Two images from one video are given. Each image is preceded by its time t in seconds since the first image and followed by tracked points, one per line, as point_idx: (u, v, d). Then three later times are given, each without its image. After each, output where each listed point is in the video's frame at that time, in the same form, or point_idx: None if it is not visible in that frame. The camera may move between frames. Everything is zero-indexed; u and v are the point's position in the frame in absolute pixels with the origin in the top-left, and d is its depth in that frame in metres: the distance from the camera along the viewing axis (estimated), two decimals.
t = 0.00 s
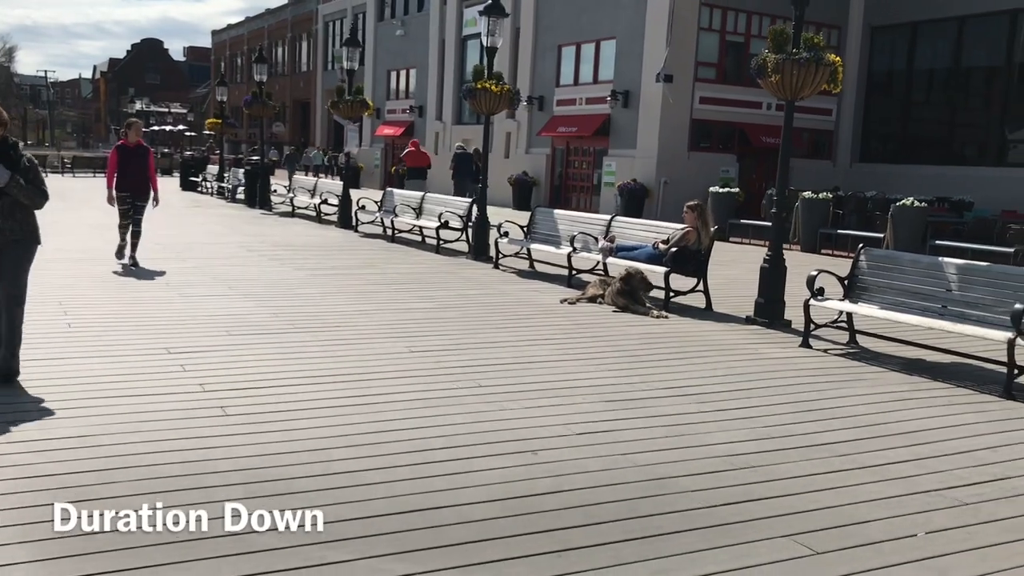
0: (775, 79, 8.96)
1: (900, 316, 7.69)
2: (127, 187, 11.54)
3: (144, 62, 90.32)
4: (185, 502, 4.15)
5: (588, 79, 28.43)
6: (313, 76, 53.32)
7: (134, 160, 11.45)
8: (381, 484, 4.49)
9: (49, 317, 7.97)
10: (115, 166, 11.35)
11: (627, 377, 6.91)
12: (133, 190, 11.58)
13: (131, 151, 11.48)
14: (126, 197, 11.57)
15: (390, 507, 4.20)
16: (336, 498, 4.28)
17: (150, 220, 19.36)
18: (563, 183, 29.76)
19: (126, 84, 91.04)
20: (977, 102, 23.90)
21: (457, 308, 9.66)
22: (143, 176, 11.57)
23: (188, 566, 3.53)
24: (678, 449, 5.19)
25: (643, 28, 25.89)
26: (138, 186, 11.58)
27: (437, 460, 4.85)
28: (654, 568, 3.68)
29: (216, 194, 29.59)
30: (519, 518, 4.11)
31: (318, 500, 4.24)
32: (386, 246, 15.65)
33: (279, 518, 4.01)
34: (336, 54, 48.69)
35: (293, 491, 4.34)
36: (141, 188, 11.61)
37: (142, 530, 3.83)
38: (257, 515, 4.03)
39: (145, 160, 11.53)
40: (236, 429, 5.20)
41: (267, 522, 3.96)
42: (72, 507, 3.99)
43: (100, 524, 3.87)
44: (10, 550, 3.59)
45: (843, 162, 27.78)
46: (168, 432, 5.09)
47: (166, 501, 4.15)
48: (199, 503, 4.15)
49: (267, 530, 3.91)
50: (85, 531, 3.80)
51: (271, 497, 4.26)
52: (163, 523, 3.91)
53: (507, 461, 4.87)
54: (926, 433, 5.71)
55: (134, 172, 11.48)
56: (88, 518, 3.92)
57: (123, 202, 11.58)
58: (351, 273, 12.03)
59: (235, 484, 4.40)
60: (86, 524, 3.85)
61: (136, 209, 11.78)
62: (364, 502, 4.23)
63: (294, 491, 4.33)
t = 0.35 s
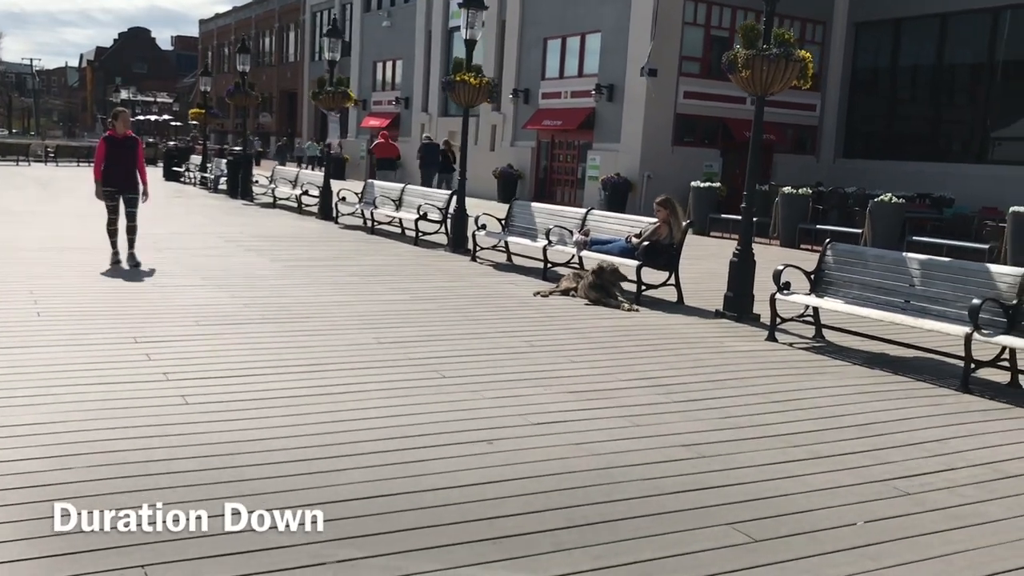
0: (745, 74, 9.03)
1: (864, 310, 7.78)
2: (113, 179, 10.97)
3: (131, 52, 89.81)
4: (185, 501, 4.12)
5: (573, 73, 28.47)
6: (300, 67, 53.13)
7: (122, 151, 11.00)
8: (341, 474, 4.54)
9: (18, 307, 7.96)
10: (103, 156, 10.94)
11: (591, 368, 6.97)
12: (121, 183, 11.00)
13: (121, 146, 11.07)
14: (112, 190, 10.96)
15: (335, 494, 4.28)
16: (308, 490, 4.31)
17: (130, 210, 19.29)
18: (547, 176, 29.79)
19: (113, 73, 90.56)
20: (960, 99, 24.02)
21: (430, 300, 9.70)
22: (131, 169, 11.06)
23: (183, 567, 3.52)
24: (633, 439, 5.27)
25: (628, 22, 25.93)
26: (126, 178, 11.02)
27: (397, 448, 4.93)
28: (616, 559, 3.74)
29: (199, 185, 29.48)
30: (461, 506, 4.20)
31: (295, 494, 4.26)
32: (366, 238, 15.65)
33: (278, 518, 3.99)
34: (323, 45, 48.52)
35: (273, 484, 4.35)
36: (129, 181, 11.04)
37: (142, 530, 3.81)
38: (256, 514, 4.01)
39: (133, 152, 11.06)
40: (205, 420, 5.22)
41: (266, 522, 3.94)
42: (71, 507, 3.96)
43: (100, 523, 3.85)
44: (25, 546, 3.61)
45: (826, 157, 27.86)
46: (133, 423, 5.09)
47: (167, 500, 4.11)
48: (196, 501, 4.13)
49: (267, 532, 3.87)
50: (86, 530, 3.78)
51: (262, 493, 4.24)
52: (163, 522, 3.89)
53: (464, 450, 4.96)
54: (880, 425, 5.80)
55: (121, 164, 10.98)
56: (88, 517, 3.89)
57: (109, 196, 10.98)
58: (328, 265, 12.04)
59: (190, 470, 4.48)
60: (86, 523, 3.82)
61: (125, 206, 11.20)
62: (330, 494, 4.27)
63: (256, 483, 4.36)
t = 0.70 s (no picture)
0: (748, 81, 8.99)
1: (865, 319, 7.70)
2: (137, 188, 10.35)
3: (155, 59, 90.60)
4: (186, 501, 4.13)
5: (588, 80, 28.44)
6: (320, 74, 53.37)
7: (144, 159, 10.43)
8: (320, 477, 4.52)
9: (19, 309, 8.02)
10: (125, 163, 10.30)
11: (585, 374, 6.94)
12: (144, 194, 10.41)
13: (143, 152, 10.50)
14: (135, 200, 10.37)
15: (312, 496, 4.27)
16: (289, 492, 4.30)
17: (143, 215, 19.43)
18: (561, 184, 29.75)
19: (136, 79, 91.39)
20: (979, 106, 23.78)
21: (431, 305, 9.69)
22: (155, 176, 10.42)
23: (169, 568, 3.52)
24: (620, 445, 5.23)
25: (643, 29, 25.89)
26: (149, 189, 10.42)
27: (380, 452, 4.92)
28: (594, 565, 3.70)
29: (215, 190, 29.67)
30: (437, 511, 4.17)
31: (278, 497, 4.24)
32: (375, 243, 15.68)
33: (279, 518, 4.01)
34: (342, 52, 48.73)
35: (256, 487, 4.34)
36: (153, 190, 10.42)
37: (142, 529, 3.82)
38: (257, 514, 4.03)
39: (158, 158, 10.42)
40: (193, 422, 5.22)
41: (267, 521, 3.96)
42: (71, 507, 3.97)
43: (100, 522, 3.86)
44: (34, 541, 3.67)
45: (843, 166, 27.59)
46: (115, 426, 5.08)
47: (167, 500, 4.13)
48: (198, 502, 4.14)
49: (267, 533, 3.88)
50: (85, 529, 3.80)
51: (259, 495, 4.25)
52: (163, 520, 3.92)
53: (446, 455, 4.92)
54: (871, 434, 5.74)
55: (144, 171, 10.35)
56: (88, 515, 3.91)
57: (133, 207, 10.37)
58: (333, 269, 12.07)
59: (169, 472, 4.47)
60: (86, 523, 3.84)
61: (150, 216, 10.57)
62: (310, 497, 4.26)
63: (231, 487, 4.33)
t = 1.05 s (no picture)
0: (725, 79, 9.08)
1: (843, 312, 7.77)
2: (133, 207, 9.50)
3: (151, 70, 90.73)
4: (183, 502, 4.25)
5: (579, 82, 28.51)
6: (315, 82, 53.44)
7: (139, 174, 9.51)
8: (297, 477, 4.62)
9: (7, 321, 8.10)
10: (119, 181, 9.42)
11: (565, 373, 7.02)
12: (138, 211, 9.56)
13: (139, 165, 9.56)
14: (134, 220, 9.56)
15: (291, 497, 4.35)
16: (269, 491, 4.41)
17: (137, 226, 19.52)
18: (556, 186, 29.81)
19: (133, 91, 91.50)
20: (970, 101, 23.79)
21: (418, 309, 9.78)
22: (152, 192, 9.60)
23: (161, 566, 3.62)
24: (593, 442, 5.33)
25: (633, 30, 25.98)
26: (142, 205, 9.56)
27: (356, 452, 5.02)
28: (552, 558, 3.77)
29: (210, 199, 29.76)
30: (409, 508, 4.26)
31: (257, 496, 4.36)
32: (366, 248, 15.75)
33: (279, 519, 4.09)
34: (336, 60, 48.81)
35: (240, 492, 4.40)
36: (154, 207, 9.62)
37: (142, 530, 3.93)
38: (256, 516, 4.12)
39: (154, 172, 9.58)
40: (178, 427, 5.32)
41: (266, 523, 4.04)
42: (71, 508, 4.10)
43: (101, 523, 3.98)
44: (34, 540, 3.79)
45: (836, 162, 27.56)
46: (98, 432, 5.16)
47: (166, 500, 4.25)
48: (198, 502, 4.26)
49: (269, 534, 3.97)
50: (84, 529, 3.91)
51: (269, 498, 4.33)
52: (165, 523, 4.01)
53: (421, 454, 5.02)
54: (843, 426, 5.83)
55: (139, 188, 9.48)
56: (87, 516, 4.03)
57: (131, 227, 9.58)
58: (322, 275, 12.15)
59: (150, 475, 4.56)
60: (86, 523, 3.96)
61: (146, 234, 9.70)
62: (283, 497, 4.35)
63: (206, 488, 4.42)
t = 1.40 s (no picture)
0: (699, 59, 9.17)
1: (810, 290, 7.90)
2: (114, 181, 8.83)
3: (137, 43, 89.97)
4: (186, 501, 4.02)
5: (565, 60, 28.49)
6: (302, 57, 53.16)
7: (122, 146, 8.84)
8: (256, 444, 4.75)
9: None
10: (100, 154, 8.81)
11: (534, 347, 7.15)
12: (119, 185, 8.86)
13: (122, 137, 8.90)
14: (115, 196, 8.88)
15: (264, 476, 4.34)
16: (228, 457, 4.55)
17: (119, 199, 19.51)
18: (541, 164, 29.86)
19: (118, 64, 90.72)
20: (955, 83, 23.84)
21: (395, 284, 9.86)
22: (137, 167, 8.94)
23: (172, 562, 3.49)
24: (553, 412, 5.48)
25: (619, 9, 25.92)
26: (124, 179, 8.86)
27: (319, 421, 5.15)
28: (483, 523, 3.92)
29: (194, 174, 29.69)
30: (363, 474, 4.41)
31: (219, 461, 4.50)
32: (347, 224, 15.80)
33: (279, 519, 3.89)
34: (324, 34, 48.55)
35: (206, 464, 4.46)
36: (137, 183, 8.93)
37: (143, 531, 3.72)
38: (257, 516, 3.91)
39: (140, 146, 8.92)
40: (145, 395, 5.45)
41: (267, 523, 3.85)
42: (72, 508, 3.87)
43: (101, 525, 3.75)
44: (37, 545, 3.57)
45: (819, 144, 27.70)
46: (63, 399, 5.31)
47: (164, 499, 4.03)
48: (201, 501, 4.03)
49: (266, 532, 3.78)
50: (85, 530, 3.70)
51: (272, 494, 4.14)
52: (164, 523, 3.80)
53: (382, 422, 5.15)
54: (802, 400, 5.96)
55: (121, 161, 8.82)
56: (87, 516, 3.82)
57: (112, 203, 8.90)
58: (301, 250, 12.21)
59: (113, 440, 4.70)
60: (87, 525, 3.74)
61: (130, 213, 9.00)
62: (240, 463, 4.49)
63: (167, 453, 4.56)
